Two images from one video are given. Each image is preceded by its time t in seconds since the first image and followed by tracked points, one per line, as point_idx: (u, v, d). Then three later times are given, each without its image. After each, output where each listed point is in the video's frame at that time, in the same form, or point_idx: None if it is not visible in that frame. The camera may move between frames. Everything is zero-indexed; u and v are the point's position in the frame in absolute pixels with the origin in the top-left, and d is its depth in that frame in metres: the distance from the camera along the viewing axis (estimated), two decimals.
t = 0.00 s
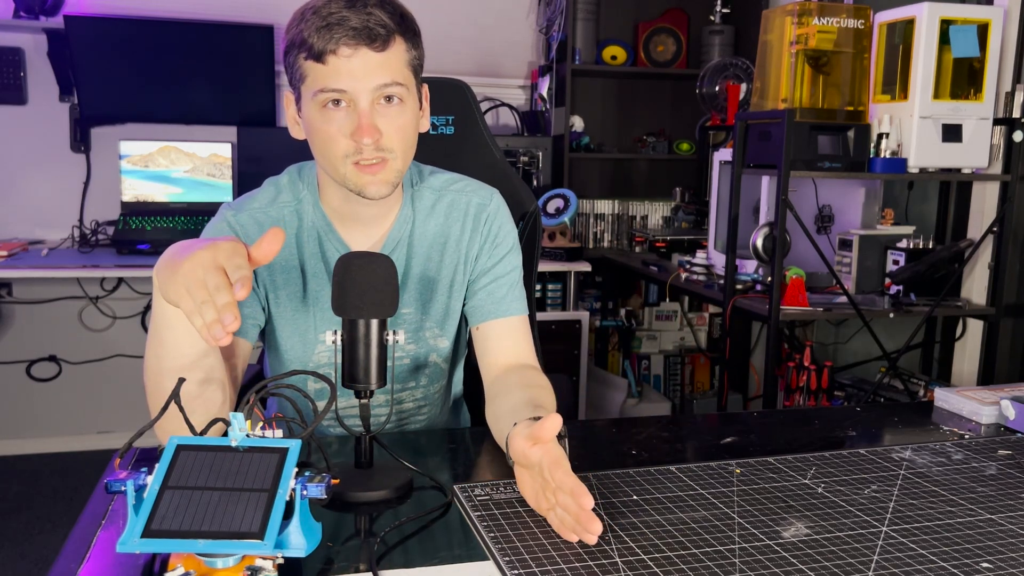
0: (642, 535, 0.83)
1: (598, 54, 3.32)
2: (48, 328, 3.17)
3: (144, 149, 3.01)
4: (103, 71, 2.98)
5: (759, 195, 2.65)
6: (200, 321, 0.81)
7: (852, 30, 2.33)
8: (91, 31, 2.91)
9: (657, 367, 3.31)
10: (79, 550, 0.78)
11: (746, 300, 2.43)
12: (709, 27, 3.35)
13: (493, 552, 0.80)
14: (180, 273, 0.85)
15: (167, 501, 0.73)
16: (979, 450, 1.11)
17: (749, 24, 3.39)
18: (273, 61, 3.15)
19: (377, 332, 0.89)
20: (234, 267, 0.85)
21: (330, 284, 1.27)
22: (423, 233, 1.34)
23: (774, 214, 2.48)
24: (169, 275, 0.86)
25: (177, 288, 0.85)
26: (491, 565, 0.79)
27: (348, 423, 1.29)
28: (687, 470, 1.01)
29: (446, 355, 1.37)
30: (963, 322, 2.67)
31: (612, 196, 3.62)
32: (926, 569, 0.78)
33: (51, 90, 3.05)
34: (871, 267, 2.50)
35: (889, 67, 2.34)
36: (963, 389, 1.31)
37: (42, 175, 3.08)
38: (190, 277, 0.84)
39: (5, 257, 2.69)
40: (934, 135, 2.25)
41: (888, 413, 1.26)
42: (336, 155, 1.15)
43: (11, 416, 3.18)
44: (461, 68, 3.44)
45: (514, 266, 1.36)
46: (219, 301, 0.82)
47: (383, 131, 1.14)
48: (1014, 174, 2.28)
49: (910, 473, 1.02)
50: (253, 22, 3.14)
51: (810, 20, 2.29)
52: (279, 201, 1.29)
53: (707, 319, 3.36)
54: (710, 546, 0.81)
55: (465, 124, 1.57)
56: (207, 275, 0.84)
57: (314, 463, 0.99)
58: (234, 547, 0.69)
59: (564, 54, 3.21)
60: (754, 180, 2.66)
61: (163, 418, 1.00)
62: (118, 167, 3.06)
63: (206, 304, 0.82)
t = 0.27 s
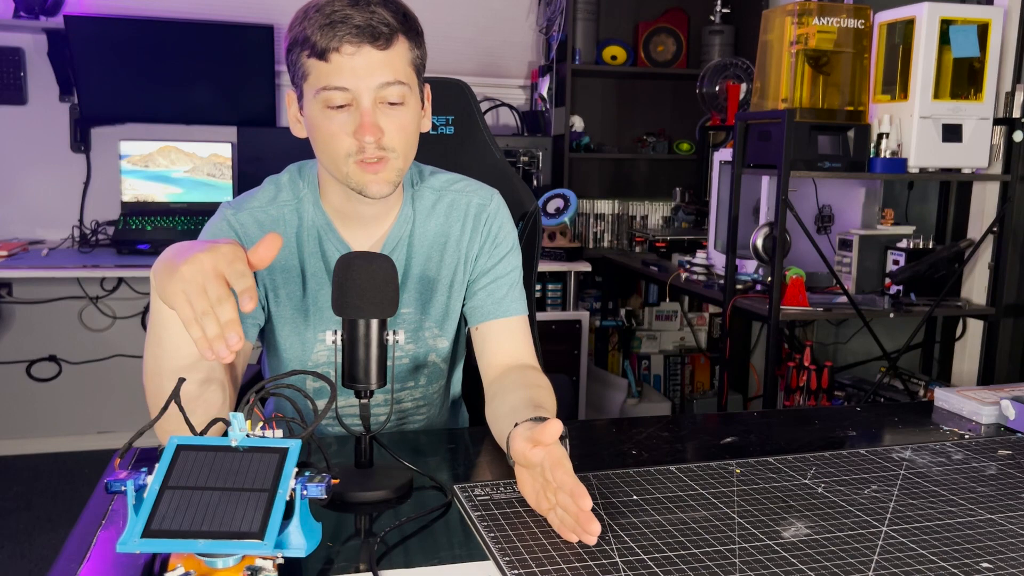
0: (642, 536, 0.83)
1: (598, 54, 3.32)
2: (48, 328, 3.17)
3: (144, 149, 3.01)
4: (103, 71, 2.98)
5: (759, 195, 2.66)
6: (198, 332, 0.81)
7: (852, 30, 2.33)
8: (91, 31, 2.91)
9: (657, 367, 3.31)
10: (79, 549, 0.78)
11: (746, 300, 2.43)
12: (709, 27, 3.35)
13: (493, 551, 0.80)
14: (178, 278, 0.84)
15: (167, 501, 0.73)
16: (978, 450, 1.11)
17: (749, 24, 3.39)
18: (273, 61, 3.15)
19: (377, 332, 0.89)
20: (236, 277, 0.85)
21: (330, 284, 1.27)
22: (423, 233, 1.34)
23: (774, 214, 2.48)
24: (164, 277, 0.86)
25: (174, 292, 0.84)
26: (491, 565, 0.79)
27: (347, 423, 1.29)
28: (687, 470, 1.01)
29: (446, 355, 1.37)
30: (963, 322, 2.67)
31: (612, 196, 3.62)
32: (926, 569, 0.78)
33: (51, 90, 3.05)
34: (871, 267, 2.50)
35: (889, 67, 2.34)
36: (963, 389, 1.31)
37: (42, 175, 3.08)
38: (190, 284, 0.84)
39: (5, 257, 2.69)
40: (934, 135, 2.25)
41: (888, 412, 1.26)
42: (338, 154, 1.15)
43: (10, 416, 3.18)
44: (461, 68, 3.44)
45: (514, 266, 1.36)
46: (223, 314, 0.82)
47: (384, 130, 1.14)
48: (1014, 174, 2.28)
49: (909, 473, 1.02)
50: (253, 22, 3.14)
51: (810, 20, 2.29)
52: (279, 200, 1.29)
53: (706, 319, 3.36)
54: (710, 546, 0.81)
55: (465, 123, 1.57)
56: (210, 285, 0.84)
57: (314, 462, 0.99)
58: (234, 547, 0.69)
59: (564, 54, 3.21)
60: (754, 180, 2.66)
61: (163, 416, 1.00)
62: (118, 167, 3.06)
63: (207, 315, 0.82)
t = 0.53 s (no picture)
0: (643, 536, 0.83)
1: (598, 54, 3.32)
2: (48, 328, 3.17)
3: (144, 149, 3.01)
4: (103, 71, 2.98)
5: (758, 195, 2.66)
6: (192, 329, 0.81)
7: (852, 30, 2.33)
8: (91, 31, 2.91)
9: (657, 367, 3.31)
10: (79, 549, 0.78)
11: (745, 300, 2.43)
12: (709, 27, 3.35)
13: (493, 551, 0.80)
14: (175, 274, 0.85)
15: (167, 501, 0.73)
16: (978, 450, 1.11)
17: (749, 24, 3.39)
18: (273, 61, 3.15)
19: (377, 333, 0.89)
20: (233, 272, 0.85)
21: (330, 284, 1.27)
22: (424, 233, 1.34)
23: (774, 214, 2.48)
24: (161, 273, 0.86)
25: (170, 287, 0.84)
26: (491, 565, 0.78)
27: (347, 423, 1.29)
28: (687, 470, 1.01)
29: (446, 355, 1.36)
30: (963, 322, 2.67)
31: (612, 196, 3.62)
32: (926, 569, 0.78)
33: (51, 90, 3.05)
34: (871, 267, 2.50)
35: (889, 67, 2.34)
36: (963, 389, 1.31)
37: (42, 175, 3.08)
38: (186, 281, 0.84)
39: (5, 257, 2.69)
40: (934, 135, 2.25)
41: (888, 413, 1.26)
42: (338, 152, 1.15)
43: (10, 416, 3.18)
44: (461, 68, 3.44)
45: (514, 266, 1.36)
46: (220, 311, 0.82)
47: (385, 128, 1.14)
48: (1013, 174, 2.28)
49: (909, 473, 1.02)
50: (253, 22, 3.14)
51: (810, 20, 2.28)
52: (279, 199, 1.29)
53: (706, 319, 3.36)
54: (710, 546, 0.81)
55: (465, 123, 1.57)
56: (207, 281, 0.84)
57: (314, 462, 0.99)
58: (234, 547, 0.69)
59: (564, 54, 3.21)
60: (754, 180, 2.66)
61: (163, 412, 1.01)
62: (118, 167, 3.06)
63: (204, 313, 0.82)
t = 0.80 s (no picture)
0: (643, 536, 0.83)
1: (598, 54, 3.32)
2: (48, 328, 3.17)
3: (144, 149, 3.01)
4: (103, 71, 2.98)
5: (759, 195, 2.66)
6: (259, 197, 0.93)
7: (852, 30, 2.33)
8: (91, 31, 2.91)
9: (657, 367, 3.31)
10: (79, 549, 0.78)
11: (746, 300, 2.43)
12: (709, 27, 3.35)
13: (492, 552, 0.80)
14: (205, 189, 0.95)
15: (167, 502, 0.73)
16: (979, 450, 1.11)
17: (749, 24, 3.39)
18: (273, 61, 3.15)
19: (377, 333, 0.89)
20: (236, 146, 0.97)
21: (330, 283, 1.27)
22: (424, 233, 1.34)
23: (774, 214, 2.48)
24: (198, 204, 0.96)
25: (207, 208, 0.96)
26: (491, 565, 0.78)
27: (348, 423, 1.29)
28: (687, 470, 1.01)
29: (446, 355, 1.36)
30: (963, 322, 2.67)
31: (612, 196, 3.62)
32: (926, 569, 0.78)
33: (51, 90, 3.05)
34: (871, 267, 2.50)
35: (889, 67, 2.34)
36: (963, 389, 1.31)
37: (42, 175, 3.08)
38: (219, 178, 0.95)
39: (5, 257, 2.69)
40: (934, 135, 2.25)
41: (888, 413, 1.26)
42: (338, 151, 1.15)
43: (10, 416, 3.18)
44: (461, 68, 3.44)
45: (515, 266, 1.36)
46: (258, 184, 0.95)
47: (385, 127, 1.14)
48: (1013, 174, 2.28)
49: (910, 473, 1.02)
50: (253, 22, 3.14)
51: (810, 20, 2.28)
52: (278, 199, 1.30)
53: (706, 319, 3.36)
54: (710, 546, 0.81)
55: (464, 124, 1.57)
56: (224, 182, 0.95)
57: (314, 462, 0.99)
58: (234, 547, 0.69)
59: (564, 54, 3.21)
60: (754, 180, 2.66)
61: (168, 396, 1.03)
62: (118, 167, 3.06)
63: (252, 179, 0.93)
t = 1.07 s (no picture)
0: (643, 536, 0.83)
1: (598, 54, 3.32)
2: (48, 328, 3.17)
3: (144, 149, 3.01)
4: (103, 71, 2.98)
5: (759, 195, 2.66)
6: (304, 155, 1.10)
7: (852, 30, 2.33)
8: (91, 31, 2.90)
9: (657, 367, 3.31)
10: (79, 549, 0.78)
11: (746, 300, 2.43)
12: (709, 27, 3.35)
13: (493, 552, 0.80)
14: (253, 170, 1.09)
15: (167, 502, 0.73)
16: (979, 450, 1.11)
17: (749, 24, 3.39)
18: (273, 61, 3.15)
19: (377, 333, 0.89)
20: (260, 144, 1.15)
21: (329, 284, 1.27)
22: (421, 233, 1.34)
23: (774, 214, 2.48)
24: (250, 181, 1.08)
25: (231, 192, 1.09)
26: (491, 565, 0.78)
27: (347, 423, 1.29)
28: (687, 470, 1.01)
29: (445, 355, 1.37)
30: (963, 322, 2.67)
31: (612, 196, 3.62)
32: (926, 569, 0.78)
33: (51, 90, 3.05)
34: (871, 267, 2.50)
35: (889, 67, 2.34)
36: (963, 389, 1.31)
37: (42, 175, 3.08)
38: (263, 157, 1.10)
39: (5, 257, 2.69)
40: (934, 135, 2.25)
41: (888, 413, 1.26)
42: (334, 153, 1.15)
43: (10, 416, 3.18)
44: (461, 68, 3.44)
45: (513, 266, 1.36)
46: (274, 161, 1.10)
47: (382, 128, 1.14)
48: (1013, 174, 2.28)
49: (910, 473, 1.02)
50: (253, 22, 3.14)
51: (810, 20, 2.28)
52: (275, 200, 1.29)
53: (707, 319, 3.36)
54: (710, 546, 0.81)
55: (464, 123, 1.57)
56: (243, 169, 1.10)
57: (315, 462, 0.99)
58: (234, 547, 0.69)
59: (564, 54, 3.21)
60: (754, 180, 2.66)
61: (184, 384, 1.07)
62: (118, 167, 3.06)
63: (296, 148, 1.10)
